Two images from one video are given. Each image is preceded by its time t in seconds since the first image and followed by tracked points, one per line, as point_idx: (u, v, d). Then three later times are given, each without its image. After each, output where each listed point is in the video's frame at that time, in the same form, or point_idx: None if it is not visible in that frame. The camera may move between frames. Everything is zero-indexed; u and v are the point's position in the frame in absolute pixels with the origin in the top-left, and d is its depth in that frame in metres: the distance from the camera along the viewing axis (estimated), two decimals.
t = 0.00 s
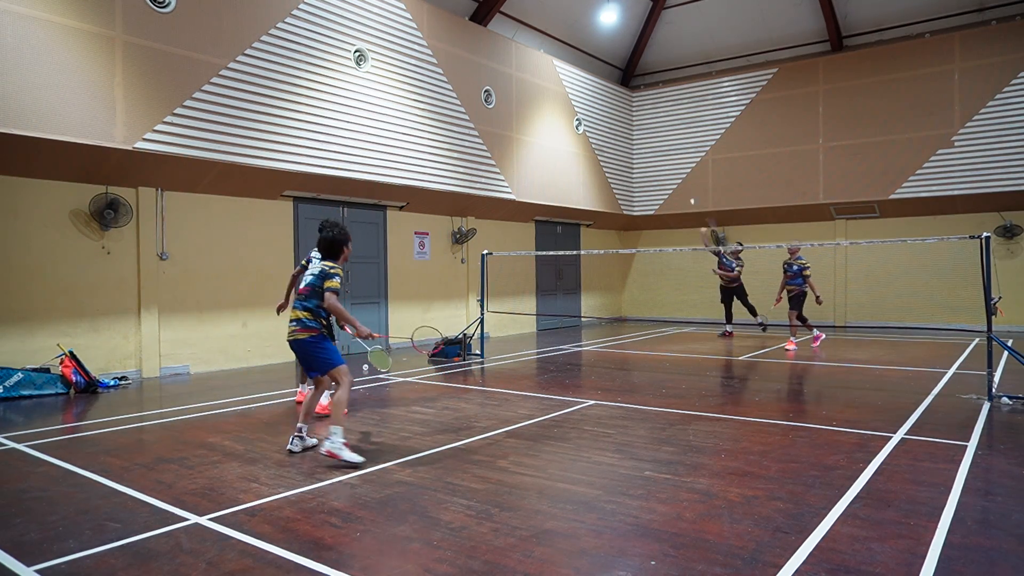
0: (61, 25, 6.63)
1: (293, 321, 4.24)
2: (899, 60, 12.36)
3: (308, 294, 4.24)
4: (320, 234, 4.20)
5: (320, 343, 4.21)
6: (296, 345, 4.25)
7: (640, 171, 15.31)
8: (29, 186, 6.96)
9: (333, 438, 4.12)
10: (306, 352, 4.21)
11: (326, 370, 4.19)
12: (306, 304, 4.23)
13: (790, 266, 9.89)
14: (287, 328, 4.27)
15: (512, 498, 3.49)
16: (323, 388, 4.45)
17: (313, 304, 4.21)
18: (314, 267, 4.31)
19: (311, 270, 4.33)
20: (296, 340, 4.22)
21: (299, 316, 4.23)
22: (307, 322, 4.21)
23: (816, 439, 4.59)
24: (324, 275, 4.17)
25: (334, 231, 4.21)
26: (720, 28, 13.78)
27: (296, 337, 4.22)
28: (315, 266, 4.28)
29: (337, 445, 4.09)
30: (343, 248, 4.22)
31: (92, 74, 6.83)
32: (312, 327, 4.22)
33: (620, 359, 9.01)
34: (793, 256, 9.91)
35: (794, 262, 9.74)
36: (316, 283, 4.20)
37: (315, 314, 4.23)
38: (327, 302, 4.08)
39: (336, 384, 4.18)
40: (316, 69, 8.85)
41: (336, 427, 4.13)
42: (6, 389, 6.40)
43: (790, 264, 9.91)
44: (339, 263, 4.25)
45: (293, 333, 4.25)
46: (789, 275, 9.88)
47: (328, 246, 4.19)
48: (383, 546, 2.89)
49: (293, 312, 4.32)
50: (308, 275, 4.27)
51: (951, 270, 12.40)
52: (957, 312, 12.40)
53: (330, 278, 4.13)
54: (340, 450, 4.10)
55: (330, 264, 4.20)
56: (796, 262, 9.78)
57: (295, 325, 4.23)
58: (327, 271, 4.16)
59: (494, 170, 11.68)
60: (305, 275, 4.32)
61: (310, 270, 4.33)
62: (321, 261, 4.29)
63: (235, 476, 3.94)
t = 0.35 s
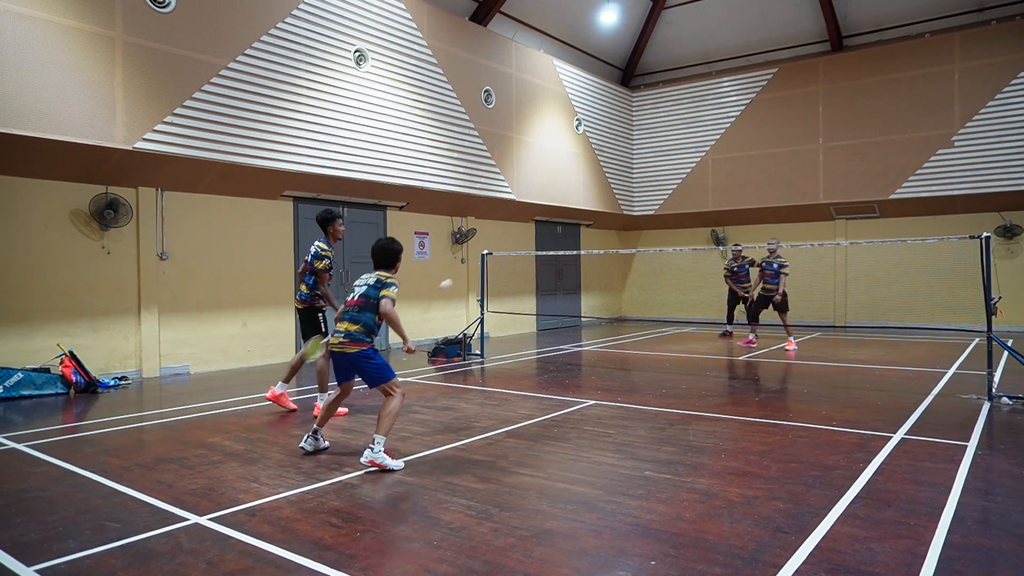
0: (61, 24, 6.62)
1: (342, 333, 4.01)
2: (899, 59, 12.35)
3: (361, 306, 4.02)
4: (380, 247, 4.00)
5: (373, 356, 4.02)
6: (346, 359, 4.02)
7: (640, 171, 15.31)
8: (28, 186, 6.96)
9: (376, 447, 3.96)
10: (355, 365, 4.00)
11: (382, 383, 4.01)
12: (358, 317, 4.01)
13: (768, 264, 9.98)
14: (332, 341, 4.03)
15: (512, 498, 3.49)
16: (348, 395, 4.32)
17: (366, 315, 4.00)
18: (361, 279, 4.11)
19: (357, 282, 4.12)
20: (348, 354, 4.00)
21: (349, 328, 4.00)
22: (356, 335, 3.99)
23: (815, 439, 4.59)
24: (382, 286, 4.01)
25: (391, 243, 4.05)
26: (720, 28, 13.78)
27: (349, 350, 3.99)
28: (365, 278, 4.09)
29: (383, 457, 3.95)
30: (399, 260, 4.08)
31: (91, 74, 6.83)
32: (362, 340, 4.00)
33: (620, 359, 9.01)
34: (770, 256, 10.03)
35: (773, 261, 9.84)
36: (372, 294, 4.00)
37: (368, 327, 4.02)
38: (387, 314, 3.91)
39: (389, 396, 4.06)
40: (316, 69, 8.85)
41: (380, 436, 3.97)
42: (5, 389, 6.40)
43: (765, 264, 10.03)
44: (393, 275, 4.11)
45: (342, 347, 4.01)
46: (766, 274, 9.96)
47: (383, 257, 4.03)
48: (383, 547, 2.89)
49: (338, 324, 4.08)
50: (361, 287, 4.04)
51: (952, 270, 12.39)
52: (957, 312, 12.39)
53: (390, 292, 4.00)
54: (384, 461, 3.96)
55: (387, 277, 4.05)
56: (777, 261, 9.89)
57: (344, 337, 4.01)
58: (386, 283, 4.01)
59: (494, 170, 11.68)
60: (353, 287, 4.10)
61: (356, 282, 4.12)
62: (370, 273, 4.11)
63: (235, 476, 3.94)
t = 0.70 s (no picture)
0: (60, 25, 6.62)
1: (403, 302, 3.88)
2: (899, 59, 12.35)
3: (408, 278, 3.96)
4: (399, 225, 4.01)
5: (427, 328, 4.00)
6: (412, 331, 3.86)
7: (640, 171, 15.31)
8: (29, 186, 6.96)
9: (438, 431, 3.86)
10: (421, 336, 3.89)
11: (436, 352, 4.01)
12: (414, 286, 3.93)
13: (737, 265, 9.92)
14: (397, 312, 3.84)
15: (512, 498, 3.49)
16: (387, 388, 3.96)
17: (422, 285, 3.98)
18: (398, 255, 4.01)
19: (393, 258, 3.99)
20: (415, 323, 3.87)
21: (410, 299, 3.90)
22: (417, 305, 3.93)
23: (816, 439, 4.59)
24: (425, 261, 4.08)
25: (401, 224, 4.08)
26: (720, 29, 13.78)
27: (417, 319, 3.88)
28: (403, 254, 4.02)
29: (386, 459, 3.86)
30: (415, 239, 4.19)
31: (91, 74, 6.83)
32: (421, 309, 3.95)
33: (620, 359, 9.01)
34: (737, 257, 10.01)
35: (744, 261, 9.80)
36: (421, 267, 4.02)
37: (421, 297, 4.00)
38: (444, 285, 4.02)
39: (433, 376, 3.98)
40: (316, 69, 8.85)
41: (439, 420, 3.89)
42: (6, 389, 6.41)
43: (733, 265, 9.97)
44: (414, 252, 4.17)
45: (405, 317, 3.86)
46: (735, 275, 9.89)
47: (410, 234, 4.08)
48: (383, 547, 2.89)
49: (392, 299, 3.88)
50: (405, 259, 3.99)
51: (952, 270, 12.40)
52: (957, 312, 12.39)
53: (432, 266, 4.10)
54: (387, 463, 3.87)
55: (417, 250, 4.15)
56: (746, 262, 9.84)
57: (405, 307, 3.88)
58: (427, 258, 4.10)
59: (494, 170, 11.68)
60: (393, 262, 3.96)
61: (391, 258, 3.99)
62: (402, 250, 4.05)
63: (235, 476, 3.94)
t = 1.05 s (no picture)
0: (61, 25, 6.62)
1: (459, 322, 3.82)
2: (899, 59, 12.35)
3: (461, 294, 3.89)
4: (438, 232, 3.85)
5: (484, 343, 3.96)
6: (472, 351, 3.82)
7: (640, 171, 15.31)
8: (29, 186, 6.96)
9: (497, 457, 3.82)
10: (479, 355, 3.84)
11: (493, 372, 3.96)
12: (468, 305, 3.88)
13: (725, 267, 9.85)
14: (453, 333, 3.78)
15: (512, 498, 3.49)
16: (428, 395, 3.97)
17: (474, 302, 3.92)
18: (444, 269, 3.92)
19: (441, 273, 3.91)
20: (476, 343, 3.82)
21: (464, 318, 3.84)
22: (473, 323, 3.86)
23: (816, 439, 4.59)
24: (473, 271, 3.99)
25: (437, 231, 3.90)
26: (720, 29, 13.78)
27: (476, 339, 3.83)
28: (450, 268, 3.93)
29: (396, 461, 3.88)
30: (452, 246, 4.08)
31: (92, 74, 6.83)
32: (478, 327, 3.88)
33: (620, 359, 9.01)
34: (726, 259, 9.95)
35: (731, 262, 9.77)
36: (470, 281, 3.93)
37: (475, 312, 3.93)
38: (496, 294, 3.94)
39: (485, 399, 3.89)
40: (316, 69, 8.85)
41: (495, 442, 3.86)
42: (6, 389, 6.40)
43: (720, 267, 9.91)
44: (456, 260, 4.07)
45: (467, 338, 3.81)
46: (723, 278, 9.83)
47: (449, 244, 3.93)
48: (383, 547, 2.89)
49: (448, 319, 3.83)
50: (454, 276, 3.90)
51: (951, 269, 12.40)
52: (957, 312, 12.38)
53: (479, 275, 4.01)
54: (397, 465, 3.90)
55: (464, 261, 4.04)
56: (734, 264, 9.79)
57: (461, 327, 3.83)
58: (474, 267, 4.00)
59: (494, 170, 11.68)
60: (442, 279, 3.88)
61: (439, 274, 3.90)
62: (447, 263, 3.96)
63: (235, 476, 3.94)
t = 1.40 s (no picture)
0: (61, 25, 6.62)
1: (480, 314, 3.89)
2: (899, 59, 12.35)
3: (486, 284, 3.94)
4: (473, 216, 3.97)
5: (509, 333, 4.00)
6: (492, 343, 3.89)
7: (640, 171, 15.31)
8: (29, 186, 6.96)
9: (495, 458, 3.81)
10: (499, 347, 3.90)
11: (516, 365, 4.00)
12: (492, 295, 3.94)
13: (731, 266, 9.74)
14: (472, 325, 3.89)
15: (512, 498, 3.48)
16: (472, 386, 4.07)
17: (500, 291, 3.96)
18: (472, 256, 3.98)
19: (468, 261, 3.98)
20: (496, 335, 3.90)
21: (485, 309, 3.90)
22: (495, 315, 3.91)
23: (816, 439, 4.59)
24: (501, 257, 4.00)
25: (475, 213, 4.01)
26: (721, 29, 13.78)
27: (496, 332, 3.90)
28: (477, 254, 3.98)
29: (474, 460, 3.98)
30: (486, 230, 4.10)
31: (91, 74, 6.82)
32: (501, 319, 3.92)
33: (620, 359, 9.01)
34: (731, 258, 9.83)
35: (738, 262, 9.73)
36: (497, 268, 3.97)
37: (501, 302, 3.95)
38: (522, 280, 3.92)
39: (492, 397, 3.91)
40: (316, 69, 8.85)
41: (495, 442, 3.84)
42: (5, 389, 6.40)
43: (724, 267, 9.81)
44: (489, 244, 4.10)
45: (487, 331, 3.89)
46: (729, 277, 9.73)
47: (483, 228, 4.00)
48: (382, 547, 2.89)
49: (470, 309, 3.93)
50: (480, 265, 3.96)
51: (952, 269, 12.39)
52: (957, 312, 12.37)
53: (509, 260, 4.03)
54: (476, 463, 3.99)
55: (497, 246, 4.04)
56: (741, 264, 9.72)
57: (483, 318, 3.90)
58: (502, 252, 4.02)
59: (494, 170, 11.68)
60: (468, 268, 3.96)
61: (466, 261, 3.98)
62: (476, 248, 4.01)
63: (235, 476, 3.94)
